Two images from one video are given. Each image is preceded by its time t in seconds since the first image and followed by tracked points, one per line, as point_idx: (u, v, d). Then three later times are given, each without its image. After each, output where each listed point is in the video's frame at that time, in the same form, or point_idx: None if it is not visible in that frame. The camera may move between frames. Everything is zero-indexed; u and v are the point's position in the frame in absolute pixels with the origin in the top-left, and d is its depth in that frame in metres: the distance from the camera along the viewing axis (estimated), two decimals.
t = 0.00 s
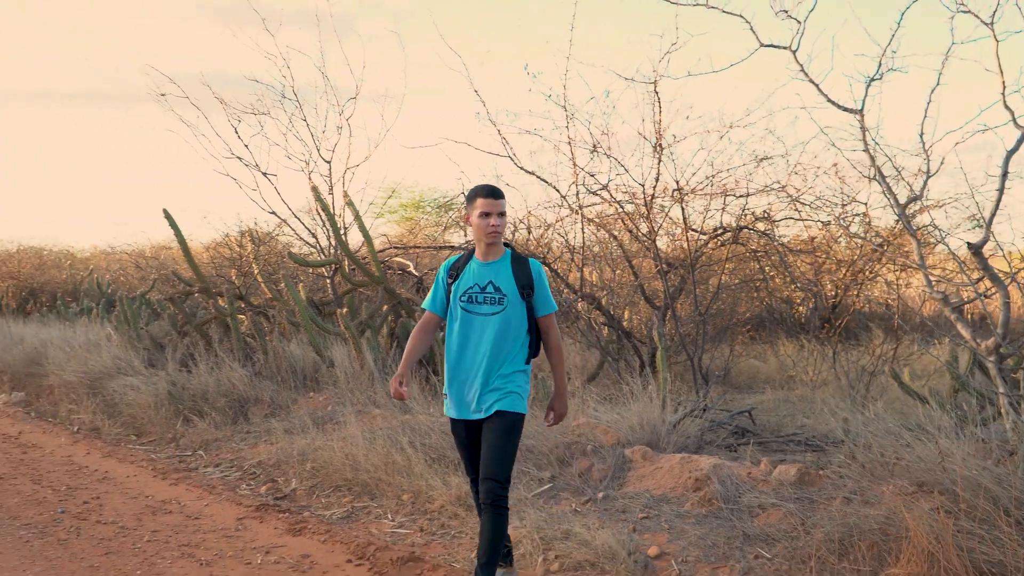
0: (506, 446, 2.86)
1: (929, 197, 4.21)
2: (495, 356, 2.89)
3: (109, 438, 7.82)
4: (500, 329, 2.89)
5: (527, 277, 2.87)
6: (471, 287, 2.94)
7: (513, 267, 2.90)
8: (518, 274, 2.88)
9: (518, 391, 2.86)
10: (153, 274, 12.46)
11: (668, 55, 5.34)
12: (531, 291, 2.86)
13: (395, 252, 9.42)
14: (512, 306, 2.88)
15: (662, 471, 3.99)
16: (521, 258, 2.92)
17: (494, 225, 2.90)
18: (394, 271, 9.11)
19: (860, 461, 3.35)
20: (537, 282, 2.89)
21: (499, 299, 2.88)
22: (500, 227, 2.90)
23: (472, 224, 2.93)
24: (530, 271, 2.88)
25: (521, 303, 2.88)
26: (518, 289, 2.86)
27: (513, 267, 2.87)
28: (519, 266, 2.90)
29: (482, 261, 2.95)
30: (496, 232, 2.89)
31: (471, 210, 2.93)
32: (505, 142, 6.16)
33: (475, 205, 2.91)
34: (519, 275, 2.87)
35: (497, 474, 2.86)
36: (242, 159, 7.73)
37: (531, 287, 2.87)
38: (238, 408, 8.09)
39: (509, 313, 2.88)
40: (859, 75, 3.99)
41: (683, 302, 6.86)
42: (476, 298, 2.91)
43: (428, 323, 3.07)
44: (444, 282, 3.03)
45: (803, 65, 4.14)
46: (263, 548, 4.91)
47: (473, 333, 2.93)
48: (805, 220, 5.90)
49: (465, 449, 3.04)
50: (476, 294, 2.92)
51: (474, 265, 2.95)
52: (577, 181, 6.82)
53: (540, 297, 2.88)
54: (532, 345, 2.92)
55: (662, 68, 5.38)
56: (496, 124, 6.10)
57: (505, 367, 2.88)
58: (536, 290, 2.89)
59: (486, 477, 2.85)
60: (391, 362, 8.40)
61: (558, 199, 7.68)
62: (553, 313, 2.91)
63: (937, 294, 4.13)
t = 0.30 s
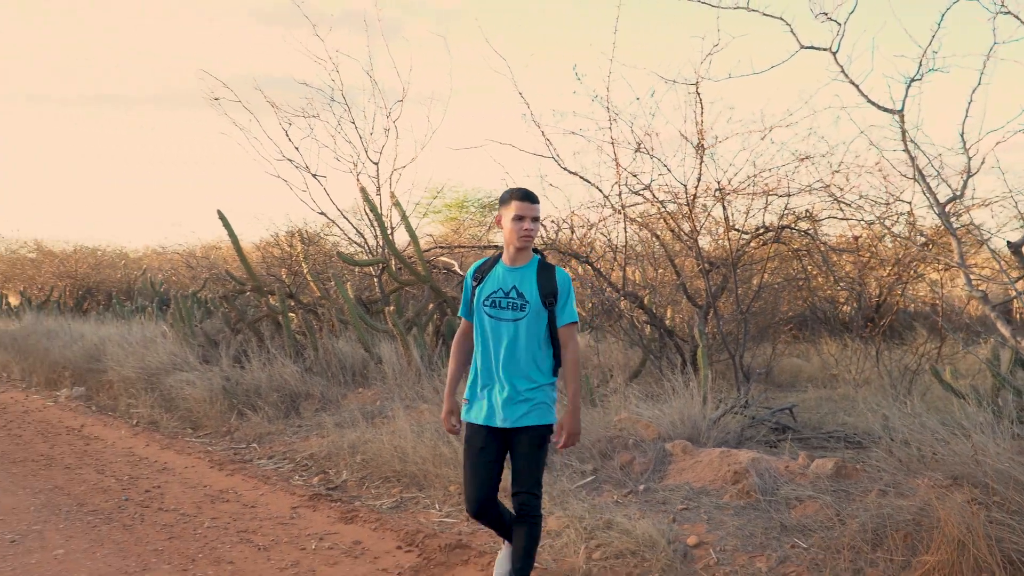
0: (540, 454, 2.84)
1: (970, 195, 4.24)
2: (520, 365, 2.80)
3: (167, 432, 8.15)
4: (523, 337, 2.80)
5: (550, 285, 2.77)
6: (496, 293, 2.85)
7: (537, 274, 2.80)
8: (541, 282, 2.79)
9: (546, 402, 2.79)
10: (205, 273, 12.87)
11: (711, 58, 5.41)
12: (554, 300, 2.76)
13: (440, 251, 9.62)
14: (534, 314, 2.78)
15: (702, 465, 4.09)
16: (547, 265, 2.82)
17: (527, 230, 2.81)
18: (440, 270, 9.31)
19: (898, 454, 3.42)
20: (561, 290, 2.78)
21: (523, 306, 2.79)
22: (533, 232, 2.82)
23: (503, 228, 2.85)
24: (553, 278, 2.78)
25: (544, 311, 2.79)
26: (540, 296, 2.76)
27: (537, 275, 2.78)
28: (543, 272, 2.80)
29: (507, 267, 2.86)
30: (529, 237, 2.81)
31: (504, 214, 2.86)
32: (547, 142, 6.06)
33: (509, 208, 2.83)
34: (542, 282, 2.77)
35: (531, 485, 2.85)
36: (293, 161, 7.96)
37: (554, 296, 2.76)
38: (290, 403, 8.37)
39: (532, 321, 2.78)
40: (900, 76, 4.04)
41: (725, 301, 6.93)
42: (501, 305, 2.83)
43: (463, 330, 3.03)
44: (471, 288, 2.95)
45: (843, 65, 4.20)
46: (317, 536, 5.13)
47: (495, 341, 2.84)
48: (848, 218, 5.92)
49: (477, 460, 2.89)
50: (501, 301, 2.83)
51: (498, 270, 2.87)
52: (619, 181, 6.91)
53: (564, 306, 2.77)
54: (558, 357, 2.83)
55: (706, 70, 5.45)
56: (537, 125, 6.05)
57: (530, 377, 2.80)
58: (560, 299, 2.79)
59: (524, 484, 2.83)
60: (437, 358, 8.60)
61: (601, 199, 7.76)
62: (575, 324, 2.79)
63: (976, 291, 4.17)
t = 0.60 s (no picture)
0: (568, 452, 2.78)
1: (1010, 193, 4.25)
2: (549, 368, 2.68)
3: (220, 426, 8.45)
4: (550, 339, 2.68)
5: (573, 284, 2.66)
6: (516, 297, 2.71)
7: (559, 273, 2.69)
8: (563, 281, 2.67)
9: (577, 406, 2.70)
10: (254, 273, 13.21)
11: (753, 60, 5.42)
12: (579, 299, 2.65)
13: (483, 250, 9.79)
14: (562, 315, 2.67)
15: (739, 459, 4.17)
16: (567, 263, 2.71)
17: (543, 228, 2.70)
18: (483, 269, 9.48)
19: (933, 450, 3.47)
20: (585, 288, 2.67)
21: (547, 309, 2.67)
22: (549, 229, 2.71)
23: (519, 230, 2.75)
24: (575, 277, 2.67)
25: (569, 312, 2.67)
26: (565, 297, 2.65)
27: (559, 274, 2.67)
28: (566, 271, 2.69)
29: (527, 269, 2.73)
30: (547, 236, 2.69)
31: (519, 216, 2.75)
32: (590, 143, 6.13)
33: (523, 209, 2.73)
34: (565, 282, 2.66)
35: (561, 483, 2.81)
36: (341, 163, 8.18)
37: (578, 295, 2.66)
38: (337, 399, 8.61)
39: (559, 322, 2.66)
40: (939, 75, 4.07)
41: (765, 299, 6.96)
42: (523, 309, 2.69)
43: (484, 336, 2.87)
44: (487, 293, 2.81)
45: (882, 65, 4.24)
46: (365, 525, 5.33)
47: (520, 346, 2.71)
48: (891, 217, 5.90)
49: (508, 455, 2.68)
50: (523, 305, 2.70)
51: (518, 273, 2.74)
52: (661, 181, 6.94)
53: (589, 304, 2.66)
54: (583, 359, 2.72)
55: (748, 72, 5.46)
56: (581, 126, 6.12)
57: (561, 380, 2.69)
58: (583, 298, 2.68)
59: (561, 483, 2.77)
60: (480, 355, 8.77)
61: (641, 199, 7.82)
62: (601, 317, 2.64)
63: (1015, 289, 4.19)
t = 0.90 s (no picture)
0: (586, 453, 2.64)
1: None
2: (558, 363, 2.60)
3: (268, 421, 8.72)
4: (558, 334, 2.60)
5: (582, 277, 2.59)
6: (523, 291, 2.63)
7: (567, 266, 2.61)
8: (572, 274, 2.60)
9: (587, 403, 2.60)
10: (301, 272, 13.54)
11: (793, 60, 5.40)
12: (588, 292, 2.58)
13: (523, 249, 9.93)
14: (571, 307, 2.59)
15: (773, 453, 4.25)
16: (575, 256, 2.63)
17: (546, 222, 2.60)
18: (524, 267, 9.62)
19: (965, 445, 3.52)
20: (593, 281, 2.60)
21: (555, 303, 2.59)
22: (552, 223, 2.61)
23: (521, 223, 2.65)
24: (584, 271, 2.60)
25: (578, 307, 2.60)
26: (574, 290, 2.58)
27: (567, 267, 2.59)
28: (574, 264, 2.62)
29: (531, 264, 2.64)
30: (550, 230, 2.60)
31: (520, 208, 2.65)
32: (627, 142, 6.01)
33: (525, 201, 2.63)
34: (574, 275, 2.59)
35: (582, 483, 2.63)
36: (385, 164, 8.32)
37: (587, 288, 2.59)
38: (381, 394, 8.82)
39: (567, 316, 2.59)
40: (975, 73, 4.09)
41: (804, 297, 6.98)
42: (531, 304, 2.61)
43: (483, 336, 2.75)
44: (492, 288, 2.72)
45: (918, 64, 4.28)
46: (407, 515, 5.50)
47: (527, 341, 2.63)
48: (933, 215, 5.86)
49: (517, 466, 2.62)
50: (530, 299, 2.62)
51: (523, 267, 2.65)
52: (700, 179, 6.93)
53: (598, 298, 2.60)
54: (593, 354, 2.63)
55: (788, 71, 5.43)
56: (617, 125, 5.98)
57: (571, 375, 2.61)
58: (592, 291, 2.61)
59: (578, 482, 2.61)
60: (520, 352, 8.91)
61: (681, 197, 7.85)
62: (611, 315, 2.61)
63: None
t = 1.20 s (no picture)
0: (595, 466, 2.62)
1: None
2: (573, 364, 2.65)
3: (313, 417, 8.97)
4: (578, 332, 2.65)
5: (603, 276, 2.69)
6: (543, 289, 2.66)
7: (589, 265, 2.68)
8: (594, 273, 2.68)
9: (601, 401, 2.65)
10: (344, 272, 13.82)
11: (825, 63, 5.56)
12: (608, 291, 2.69)
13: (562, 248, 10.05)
14: (591, 307, 2.66)
15: (802, 449, 4.31)
16: (594, 256, 2.72)
17: (566, 218, 2.65)
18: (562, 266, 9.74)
19: (993, 441, 3.55)
20: (612, 281, 2.71)
21: (577, 300, 2.64)
22: (571, 219, 2.65)
23: (540, 217, 2.69)
24: (605, 270, 2.69)
25: (598, 305, 2.68)
26: (597, 288, 2.67)
27: (590, 265, 2.67)
28: (593, 264, 2.70)
29: (550, 261, 2.68)
30: (570, 225, 2.65)
31: (541, 202, 2.68)
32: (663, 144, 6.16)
33: (546, 195, 2.66)
34: (597, 274, 2.68)
35: (585, 491, 2.57)
36: (422, 164, 8.20)
37: (607, 287, 2.69)
38: (422, 390, 9.01)
39: (589, 314, 2.66)
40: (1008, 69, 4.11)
41: (841, 296, 6.99)
42: (552, 302, 2.65)
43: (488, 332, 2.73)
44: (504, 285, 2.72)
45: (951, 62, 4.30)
46: (446, 507, 5.66)
47: (544, 341, 2.67)
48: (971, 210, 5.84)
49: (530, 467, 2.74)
50: (551, 297, 2.66)
51: (541, 263, 2.69)
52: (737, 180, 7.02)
53: (616, 297, 2.71)
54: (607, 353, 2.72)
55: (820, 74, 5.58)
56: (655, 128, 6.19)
57: (587, 375, 2.66)
58: (610, 291, 2.71)
59: (578, 488, 2.57)
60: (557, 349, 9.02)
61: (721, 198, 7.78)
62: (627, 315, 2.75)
63: None
